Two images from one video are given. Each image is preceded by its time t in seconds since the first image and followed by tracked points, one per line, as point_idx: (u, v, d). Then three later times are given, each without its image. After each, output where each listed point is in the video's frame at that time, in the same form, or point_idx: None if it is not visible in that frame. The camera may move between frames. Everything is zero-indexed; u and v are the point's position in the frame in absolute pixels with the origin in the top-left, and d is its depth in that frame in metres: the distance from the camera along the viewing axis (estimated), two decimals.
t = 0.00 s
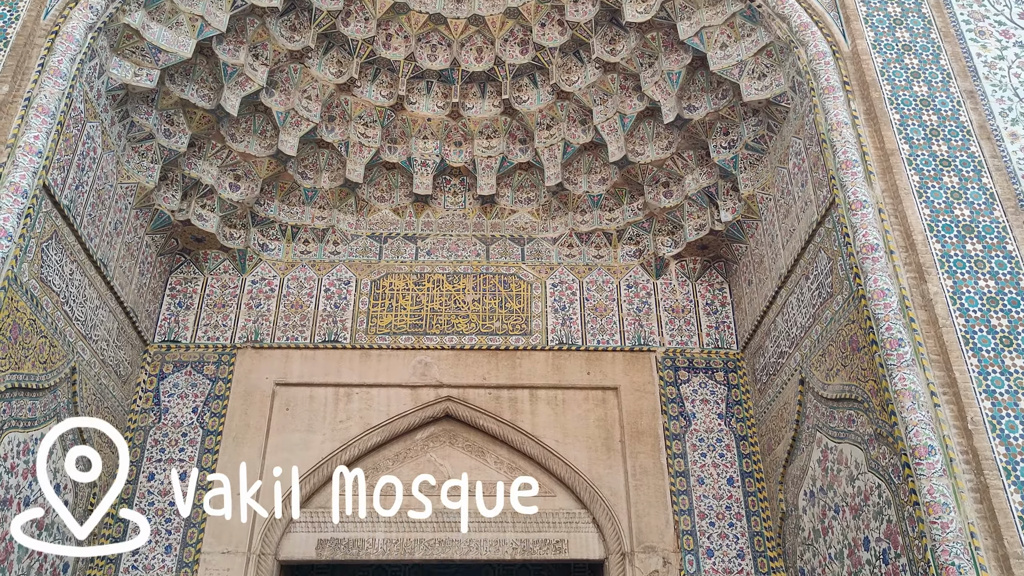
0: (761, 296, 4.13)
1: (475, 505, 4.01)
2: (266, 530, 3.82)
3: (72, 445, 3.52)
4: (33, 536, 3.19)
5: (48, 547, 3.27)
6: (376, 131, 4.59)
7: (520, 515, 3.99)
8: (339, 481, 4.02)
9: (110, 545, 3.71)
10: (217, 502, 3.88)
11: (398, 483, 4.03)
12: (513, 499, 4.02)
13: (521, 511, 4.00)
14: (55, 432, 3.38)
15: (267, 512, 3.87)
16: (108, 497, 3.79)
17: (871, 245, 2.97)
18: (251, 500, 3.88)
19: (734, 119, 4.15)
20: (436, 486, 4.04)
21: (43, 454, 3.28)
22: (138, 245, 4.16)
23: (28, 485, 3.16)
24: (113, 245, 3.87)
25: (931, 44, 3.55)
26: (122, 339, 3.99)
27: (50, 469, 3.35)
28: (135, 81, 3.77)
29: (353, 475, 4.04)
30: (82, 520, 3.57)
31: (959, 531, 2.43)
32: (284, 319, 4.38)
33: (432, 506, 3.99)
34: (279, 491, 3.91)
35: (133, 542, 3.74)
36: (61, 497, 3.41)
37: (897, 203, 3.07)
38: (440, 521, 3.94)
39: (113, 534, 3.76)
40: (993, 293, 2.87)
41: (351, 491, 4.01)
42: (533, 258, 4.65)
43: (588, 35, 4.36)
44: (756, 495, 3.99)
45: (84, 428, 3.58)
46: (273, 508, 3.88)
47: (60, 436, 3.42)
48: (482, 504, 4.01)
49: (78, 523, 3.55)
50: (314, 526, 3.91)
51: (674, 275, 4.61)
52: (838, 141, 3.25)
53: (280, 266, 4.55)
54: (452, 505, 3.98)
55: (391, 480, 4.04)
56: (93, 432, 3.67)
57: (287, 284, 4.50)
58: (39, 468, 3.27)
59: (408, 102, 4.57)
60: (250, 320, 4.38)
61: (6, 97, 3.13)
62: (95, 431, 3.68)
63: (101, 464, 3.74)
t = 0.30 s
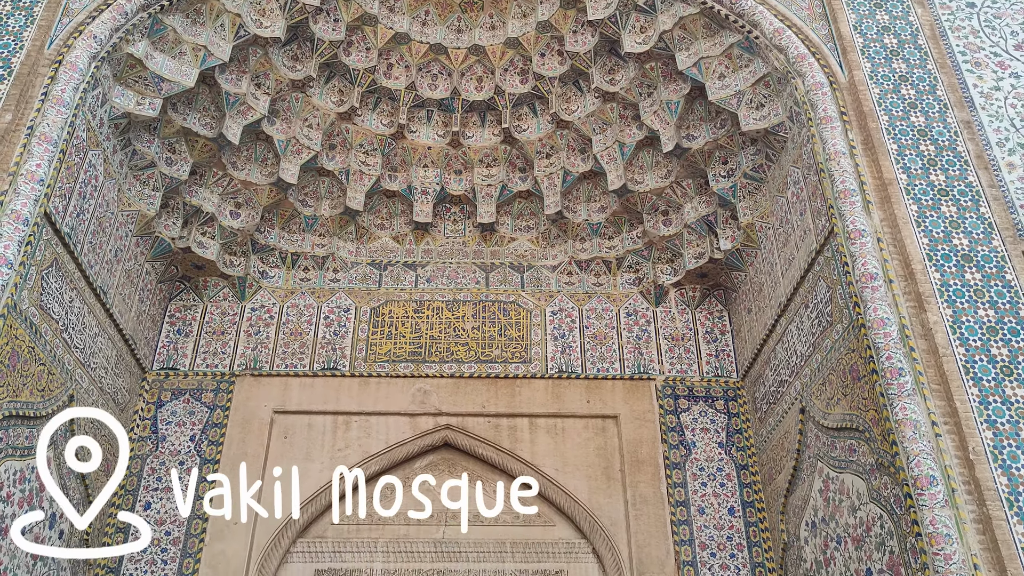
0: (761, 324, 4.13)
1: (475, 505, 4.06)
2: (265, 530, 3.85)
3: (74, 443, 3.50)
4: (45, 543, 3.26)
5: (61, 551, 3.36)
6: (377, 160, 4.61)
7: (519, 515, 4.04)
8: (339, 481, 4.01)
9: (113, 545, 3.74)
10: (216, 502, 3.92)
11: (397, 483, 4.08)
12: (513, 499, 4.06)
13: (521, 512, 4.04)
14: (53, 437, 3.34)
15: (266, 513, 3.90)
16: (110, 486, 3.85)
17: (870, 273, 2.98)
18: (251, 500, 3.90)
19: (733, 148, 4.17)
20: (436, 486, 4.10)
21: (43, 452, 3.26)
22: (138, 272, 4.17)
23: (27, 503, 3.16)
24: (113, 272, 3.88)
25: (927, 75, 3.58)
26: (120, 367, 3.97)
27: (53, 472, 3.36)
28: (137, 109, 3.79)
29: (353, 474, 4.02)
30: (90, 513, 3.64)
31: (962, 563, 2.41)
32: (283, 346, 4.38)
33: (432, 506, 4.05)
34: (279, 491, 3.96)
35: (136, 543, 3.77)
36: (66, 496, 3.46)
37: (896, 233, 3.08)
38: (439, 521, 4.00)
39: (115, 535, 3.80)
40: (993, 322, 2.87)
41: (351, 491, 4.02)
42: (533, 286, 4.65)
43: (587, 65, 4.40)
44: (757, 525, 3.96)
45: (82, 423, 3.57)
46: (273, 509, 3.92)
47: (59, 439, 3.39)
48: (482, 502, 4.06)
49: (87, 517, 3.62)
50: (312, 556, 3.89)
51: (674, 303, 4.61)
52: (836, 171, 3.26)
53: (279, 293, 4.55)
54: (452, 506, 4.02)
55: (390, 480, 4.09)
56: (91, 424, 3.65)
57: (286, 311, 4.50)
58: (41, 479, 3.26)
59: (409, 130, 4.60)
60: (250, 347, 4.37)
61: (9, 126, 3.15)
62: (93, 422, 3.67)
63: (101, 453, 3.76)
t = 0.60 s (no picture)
0: (759, 352, 4.13)
1: (475, 505, 4.10)
2: (264, 529, 3.89)
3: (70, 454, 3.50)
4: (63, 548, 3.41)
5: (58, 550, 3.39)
6: (375, 187, 4.63)
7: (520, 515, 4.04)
8: (340, 481, 4.06)
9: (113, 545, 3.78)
10: (216, 502, 3.98)
11: (398, 484, 4.06)
12: (514, 499, 4.05)
13: (520, 512, 4.03)
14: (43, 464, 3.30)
15: (266, 512, 3.95)
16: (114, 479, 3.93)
17: (867, 302, 2.98)
18: (251, 500, 3.96)
19: (730, 176, 4.19)
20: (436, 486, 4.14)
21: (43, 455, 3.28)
22: (135, 298, 4.16)
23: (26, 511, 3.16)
24: (110, 298, 3.88)
25: (923, 105, 3.60)
26: (116, 394, 3.96)
27: (53, 491, 3.39)
28: (137, 137, 3.81)
29: (353, 475, 4.07)
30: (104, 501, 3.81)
31: None
32: (279, 374, 4.36)
33: (432, 505, 4.08)
34: (279, 491, 4.01)
35: (141, 537, 3.83)
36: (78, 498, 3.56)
37: (893, 262, 3.09)
38: (438, 530, 4.02)
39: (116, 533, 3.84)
40: (991, 351, 2.87)
41: (351, 492, 4.03)
42: (530, 313, 4.65)
43: (585, 94, 4.43)
44: (756, 555, 3.93)
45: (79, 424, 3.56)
46: (273, 508, 3.97)
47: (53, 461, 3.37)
48: (482, 502, 4.10)
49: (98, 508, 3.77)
50: None
51: (671, 330, 4.60)
52: (832, 199, 3.28)
53: (276, 320, 4.55)
54: (452, 505, 4.03)
55: (391, 480, 4.06)
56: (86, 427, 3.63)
57: (283, 338, 4.49)
58: (42, 481, 3.29)
59: (407, 158, 4.62)
60: (246, 374, 4.36)
61: (8, 153, 3.16)
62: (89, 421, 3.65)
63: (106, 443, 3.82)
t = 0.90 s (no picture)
0: (756, 381, 4.12)
1: (475, 505, 4.10)
2: (265, 529, 3.95)
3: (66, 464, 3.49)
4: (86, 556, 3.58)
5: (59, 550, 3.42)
6: (372, 216, 4.64)
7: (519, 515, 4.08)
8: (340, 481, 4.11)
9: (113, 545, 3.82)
10: (216, 502, 4.02)
11: (398, 482, 4.11)
12: (513, 499, 4.10)
13: (521, 511, 4.08)
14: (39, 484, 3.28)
15: (266, 512, 4.01)
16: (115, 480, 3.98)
17: (864, 331, 2.98)
18: (251, 500, 4.01)
19: (725, 206, 4.21)
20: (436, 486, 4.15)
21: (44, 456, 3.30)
22: (131, 327, 4.15)
23: (22, 523, 3.17)
24: (106, 327, 3.87)
25: (916, 135, 3.62)
26: (110, 424, 3.93)
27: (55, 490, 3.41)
28: (134, 166, 3.82)
29: (353, 475, 4.11)
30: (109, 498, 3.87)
31: None
32: (275, 404, 4.35)
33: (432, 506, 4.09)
34: (278, 491, 4.07)
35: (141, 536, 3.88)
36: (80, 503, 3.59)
37: (889, 291, 3.09)
38: (433, 563, 3.99)
39: (117, 533, 3.90)
40: (988, 381, 2.87)
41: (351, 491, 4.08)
42: (527, 341, 4.63)
43: (581, 124, 4.46)
44: None
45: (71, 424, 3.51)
46: (273, 508, 4.02)
47: (51, 479, 3.36)
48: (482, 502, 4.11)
49: (104, 501, 3.87)
50: None
51: (668, 359, 4.59)
52: (827, 229, 3.29)
53: (272, 349, 4.53)
54: (452, 505, 4.07)
55: (390, 479, 4.12)
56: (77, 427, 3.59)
57: (279, 367, 4.48)
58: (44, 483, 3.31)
59: (404, 188, 4.64)
60: (241, 404, 4.34)
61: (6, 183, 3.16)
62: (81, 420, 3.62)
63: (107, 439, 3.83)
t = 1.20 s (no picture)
0: (752, 412, 4.11)
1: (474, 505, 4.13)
2: (264, 528, 4.02)
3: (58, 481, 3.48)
4: (89, 555, 3.19)
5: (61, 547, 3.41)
6: (367, 246, 4.64)
7: (517, 524, 4.09)
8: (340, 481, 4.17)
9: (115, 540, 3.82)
10: (217, 501, 4.08)
11: (397, 482, 4.15)
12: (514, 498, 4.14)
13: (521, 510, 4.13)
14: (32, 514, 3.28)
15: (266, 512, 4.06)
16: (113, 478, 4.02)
17: (859, 362, 2.98)
18: (250, 500, 3.99)
19: (719, 236, 4.22)
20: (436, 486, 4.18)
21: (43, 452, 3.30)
22: (124, 357, 4.14)
23: (22, 526, 3.18)
24: (98, 357, 3.85)
25: (907, 168, 3.65)
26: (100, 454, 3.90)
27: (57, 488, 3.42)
28: (130, 196, 3.83)
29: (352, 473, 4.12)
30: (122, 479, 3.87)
31: None
32: (268, 434, 4.33)
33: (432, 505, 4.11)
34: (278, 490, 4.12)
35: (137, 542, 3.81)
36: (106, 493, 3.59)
37: (883, 322, 3.10)
38: None
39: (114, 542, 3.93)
40: (983, 413, 2.87)
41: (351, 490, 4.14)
42: (521, 371, 4.62)
43: (576, 155, 4.49)
44: None
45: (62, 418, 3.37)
46: (272, 508, 4.08)
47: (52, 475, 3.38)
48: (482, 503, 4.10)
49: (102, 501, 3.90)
50: None
51: (663, 389, 4.59)
52: (820, 260, 3.30)
53: (266, 379, 4.51)
54: (452, 505, 4.02)
55: (390, 479, 4.16)
56: (59, 439, 3.50)
57: (272, 398, 4.45)
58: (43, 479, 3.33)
59: (400, 218, 4.66)
60: (234, 434, 4.32)
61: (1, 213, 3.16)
62: (66, 421, 3.53)
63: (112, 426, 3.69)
